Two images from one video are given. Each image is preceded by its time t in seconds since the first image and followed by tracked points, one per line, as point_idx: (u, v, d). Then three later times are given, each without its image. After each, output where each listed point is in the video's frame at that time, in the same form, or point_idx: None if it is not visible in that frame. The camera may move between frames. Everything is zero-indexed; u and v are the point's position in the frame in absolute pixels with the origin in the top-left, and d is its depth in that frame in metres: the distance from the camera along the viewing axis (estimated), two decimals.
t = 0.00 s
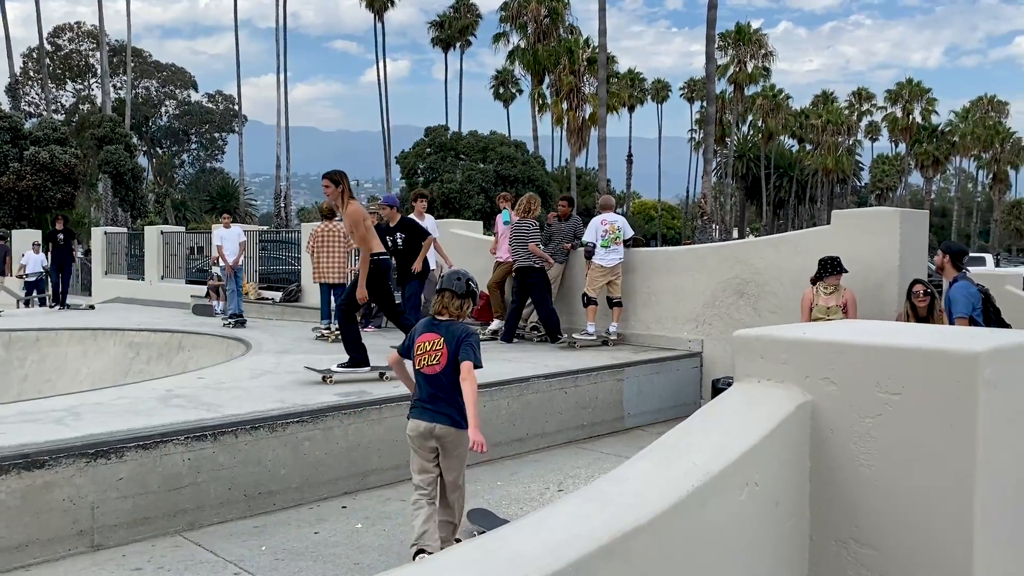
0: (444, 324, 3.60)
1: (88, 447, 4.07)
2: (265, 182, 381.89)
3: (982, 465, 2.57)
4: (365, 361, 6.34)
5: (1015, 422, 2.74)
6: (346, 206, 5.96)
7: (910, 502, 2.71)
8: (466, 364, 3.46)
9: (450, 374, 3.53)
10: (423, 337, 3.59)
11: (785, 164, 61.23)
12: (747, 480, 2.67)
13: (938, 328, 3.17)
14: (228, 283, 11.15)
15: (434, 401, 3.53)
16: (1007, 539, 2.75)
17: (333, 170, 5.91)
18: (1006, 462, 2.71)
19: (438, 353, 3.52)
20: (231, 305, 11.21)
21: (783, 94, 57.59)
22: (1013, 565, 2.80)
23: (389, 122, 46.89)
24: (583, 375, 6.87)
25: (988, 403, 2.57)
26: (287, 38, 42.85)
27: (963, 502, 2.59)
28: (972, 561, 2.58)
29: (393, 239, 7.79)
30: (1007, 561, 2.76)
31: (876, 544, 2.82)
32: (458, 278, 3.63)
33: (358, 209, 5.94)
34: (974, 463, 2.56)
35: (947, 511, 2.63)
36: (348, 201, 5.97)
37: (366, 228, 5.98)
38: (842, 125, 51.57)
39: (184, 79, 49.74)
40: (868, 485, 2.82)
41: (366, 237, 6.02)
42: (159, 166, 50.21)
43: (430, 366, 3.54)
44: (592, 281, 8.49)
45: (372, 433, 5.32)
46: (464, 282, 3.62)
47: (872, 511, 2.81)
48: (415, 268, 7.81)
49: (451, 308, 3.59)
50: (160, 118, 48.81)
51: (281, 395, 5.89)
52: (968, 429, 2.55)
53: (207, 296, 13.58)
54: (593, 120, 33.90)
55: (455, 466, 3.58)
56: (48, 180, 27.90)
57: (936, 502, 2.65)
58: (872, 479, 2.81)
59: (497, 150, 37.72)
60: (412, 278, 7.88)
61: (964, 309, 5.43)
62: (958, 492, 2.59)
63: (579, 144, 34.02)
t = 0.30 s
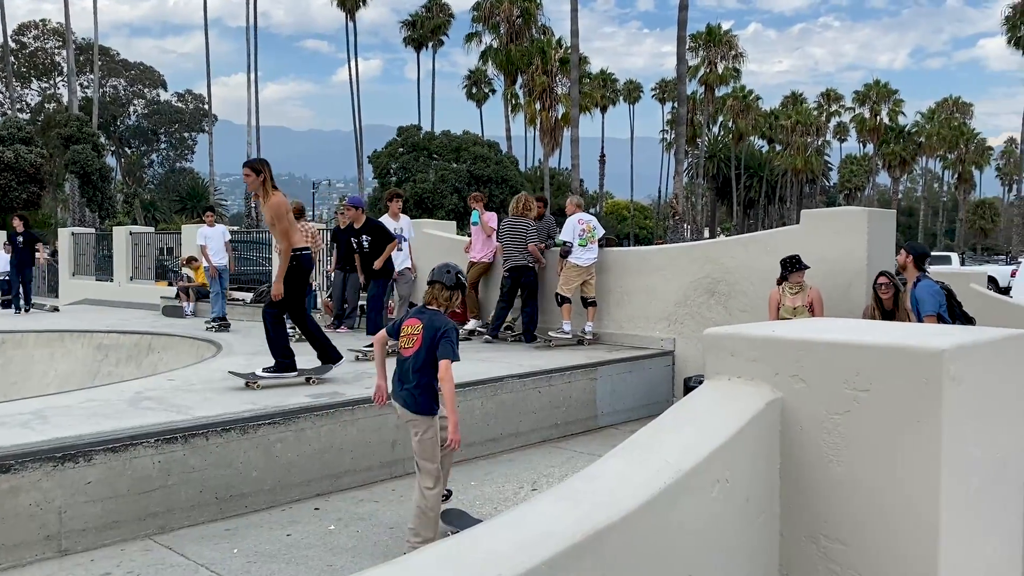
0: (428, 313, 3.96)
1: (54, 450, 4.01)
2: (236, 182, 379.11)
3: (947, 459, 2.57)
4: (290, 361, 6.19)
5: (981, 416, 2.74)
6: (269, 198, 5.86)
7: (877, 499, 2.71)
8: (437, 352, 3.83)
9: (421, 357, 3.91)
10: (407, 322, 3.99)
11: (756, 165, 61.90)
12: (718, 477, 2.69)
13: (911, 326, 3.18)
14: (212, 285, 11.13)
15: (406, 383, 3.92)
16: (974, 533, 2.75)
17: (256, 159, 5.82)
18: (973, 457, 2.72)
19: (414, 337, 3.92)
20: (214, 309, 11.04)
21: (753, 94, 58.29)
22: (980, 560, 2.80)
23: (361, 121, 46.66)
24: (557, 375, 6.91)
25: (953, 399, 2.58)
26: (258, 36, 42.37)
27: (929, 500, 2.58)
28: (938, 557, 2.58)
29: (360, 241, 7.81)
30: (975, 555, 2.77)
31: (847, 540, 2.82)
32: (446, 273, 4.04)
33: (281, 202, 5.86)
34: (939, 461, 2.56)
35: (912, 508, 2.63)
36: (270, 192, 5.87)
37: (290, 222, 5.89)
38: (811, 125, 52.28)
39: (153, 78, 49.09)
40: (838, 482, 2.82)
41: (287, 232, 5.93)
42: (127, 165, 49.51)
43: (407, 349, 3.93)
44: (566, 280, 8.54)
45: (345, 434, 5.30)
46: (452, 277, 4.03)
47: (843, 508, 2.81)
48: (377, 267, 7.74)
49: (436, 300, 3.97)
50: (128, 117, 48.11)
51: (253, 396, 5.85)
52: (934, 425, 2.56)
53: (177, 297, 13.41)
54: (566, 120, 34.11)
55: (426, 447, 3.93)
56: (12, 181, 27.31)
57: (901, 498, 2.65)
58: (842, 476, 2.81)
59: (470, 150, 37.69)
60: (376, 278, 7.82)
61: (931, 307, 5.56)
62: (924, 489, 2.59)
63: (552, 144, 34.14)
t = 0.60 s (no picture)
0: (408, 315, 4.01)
1: (21, 455, 3.94)
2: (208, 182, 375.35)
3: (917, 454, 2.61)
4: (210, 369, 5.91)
5: (947, 412, 2.79)
6: (196, 188, 5.67)
7: (847, 496, 2.75)
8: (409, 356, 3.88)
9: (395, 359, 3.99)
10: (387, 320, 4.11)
11: (729, 166, 62.54)
12: (691, 475, 2.72)
13: (881, 323, 3.21)
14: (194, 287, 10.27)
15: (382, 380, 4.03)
16: (943, 528, 2.79)
17: (186, 146, 5.62)
18: (942, 452, 2.76)
19: (390, 338, 3.99)
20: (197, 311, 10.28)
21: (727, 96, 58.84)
22: (947, 555, 2.85)
23: (335, 121, 46.37)
24: (532, 375, 6.94)
25: (922, 395, 2.61)
26: (230, 35, 41.92)
27: (898, 496, 2.62)
28: (906, 553, 2.62)
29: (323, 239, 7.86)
30: (942, 549, 2.81)
31: (817, 537, 2.85)
32: (425, 273, 4.17)
33: (209, 192, 5.70)
34: (908, 458, 2.59)
35: (881, 504, 2.66)
36: (198, 183, 5.68)
37: (216, 214, 5.73)
38: (783, 127, 52.91)
39: (122, 77, 48.48)
40: (809, 479, 2.85)
41: (210, 224, 5.76)
42: (97, 166, 48.72)
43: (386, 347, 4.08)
44: (545, 282, 8.57)
45: (319, 436, 5.28)
46: (429, 277, 4.16)
47: (813, 504, 2.84)
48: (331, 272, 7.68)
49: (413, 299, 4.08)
50: (97, 117, 47.37)
51: (225, 399, 5.80)
52: (904, 420, 2.58)
53: (149, 299, 13.26)
54: (542, 120, 34.28)
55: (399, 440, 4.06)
56: None
57: (870, 495, 2.69)
58: (812, 473, 2.84)
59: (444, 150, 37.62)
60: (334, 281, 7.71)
61: (889, 305, 5.67)
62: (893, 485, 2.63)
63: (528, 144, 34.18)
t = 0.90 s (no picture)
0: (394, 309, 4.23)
1: None
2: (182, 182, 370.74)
3: (890, 451, 2.66)
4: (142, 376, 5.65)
5: (921, 411, 2.85)
6: (119, 181, 5.45)
7: (823, 493, 2.80)
8: (398, 345, 4.08)
9: (386, 350, 4.17)
10: (372, 317, 4.22)
11: (705, 167, 63.03)
12: (669, 474, 2.76)
13: (854, 324, 3.27)
14: (179, 288, 9.52)
15: (370, 370, 4.17)
16: (915, 524, 2.85)
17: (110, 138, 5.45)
18: (915, 450, 2.82)
19: (379, 331, 4.14)
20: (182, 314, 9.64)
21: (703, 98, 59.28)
22: (922, 552, 2.91)
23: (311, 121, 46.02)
24: (510, 376, 6.96)
25: (894, 394, 2.66)
26: (204, 33, 41.44)
27: (872, 495, 2.67)
28: (881, 548, 2.68)
29: (280, 239, 7.52)
30: (915, 545, 2.87)
31: (793, 534, 2.90)
32: (403, 269, 4.25)
33: (133, 186, 5.50)
34: (882, 456, 2.64)
35: (852, 502, 2.72)
36: (122, 176, 5.48)
37: (139, 208, 5.53)
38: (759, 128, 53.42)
39: (94, 75, 47.91)
40: (785, 477, 2.89)
41: (130, 221, 5.52)
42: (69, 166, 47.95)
43: (373, 341, 4.19)
44: (523, 281, 8.58)
45: (295, 438, 5.26)
46: (406, 272, 4.22)
47: (789, 502, 2.89)
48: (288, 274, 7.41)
49: (395, 294, 4.19)
50: (69, 116, 46.63)
51: (199, 401, 5.74)
52: (877, 419, 2.63)
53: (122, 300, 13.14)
54: (519, 121, 34.34)
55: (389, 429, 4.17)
56: None
57: (845, 491, 2.74)
58: (787, 471, 2.89)
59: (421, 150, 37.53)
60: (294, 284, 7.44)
61: (849, 307, 5.77)
62: (866, 483, 2.68)
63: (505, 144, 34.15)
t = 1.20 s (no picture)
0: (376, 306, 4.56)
1: None
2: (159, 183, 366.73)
3: (866, 449, 2.71)
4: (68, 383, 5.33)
5: (896, 412, 2.90)
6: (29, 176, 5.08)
7: (799, 491, 2.84)
8: (396, 336, 4.41)
9: (382, 343, 4.49)
10: (361, 317, 4.49)
11: (684, 168, 63.52)
12: (649, 474, 2.79)
13: (830, 325, 3.32)
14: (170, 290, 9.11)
15: (373, 366, 4.46)
16: (891, 522, 2.90)
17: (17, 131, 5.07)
18: (890, 449, 2.87)
19: (372, 327, 4.44)
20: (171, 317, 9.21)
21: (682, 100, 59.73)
22: (897, 551, 2.96)
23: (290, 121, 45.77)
24: (491, 377, 6.97)
25: (871, 394, 2.70)
26: (182, 32, 41.07)
27: (848, 494, 2.71)
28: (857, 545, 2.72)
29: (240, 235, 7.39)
30: (890, 543, 2.92)
31: (771, 533, 2.94)
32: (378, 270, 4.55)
33: (44, 181, 5.12)
34: (859, 456, 2.69)
35: (827, 500, 2.77)
36: (33, 170, 5.10)
37: (50, 206, 5.14)
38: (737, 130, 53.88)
39: (70, 75, 47.38)
40: (763, 476, 2.94)
41: (43, 220, 5.14)
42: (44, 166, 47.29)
43: (366, 338, 4.46)
44: (506, 283, 8.65)
45: (275, 440, 5.24)
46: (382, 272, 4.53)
47: (767, 502, 2.94)
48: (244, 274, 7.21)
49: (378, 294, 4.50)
50: (44, 116, 46.01)
51: (177, 403, 5.69)
52: (854, 418, 2.67)
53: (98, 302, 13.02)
54: (500, 122, 34.44)
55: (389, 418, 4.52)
56: None
57: (821, 488, 2.78)
58: (765, 470, 2.93)
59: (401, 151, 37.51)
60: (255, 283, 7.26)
61: (816, 304, 5.91)
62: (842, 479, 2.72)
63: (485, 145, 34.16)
